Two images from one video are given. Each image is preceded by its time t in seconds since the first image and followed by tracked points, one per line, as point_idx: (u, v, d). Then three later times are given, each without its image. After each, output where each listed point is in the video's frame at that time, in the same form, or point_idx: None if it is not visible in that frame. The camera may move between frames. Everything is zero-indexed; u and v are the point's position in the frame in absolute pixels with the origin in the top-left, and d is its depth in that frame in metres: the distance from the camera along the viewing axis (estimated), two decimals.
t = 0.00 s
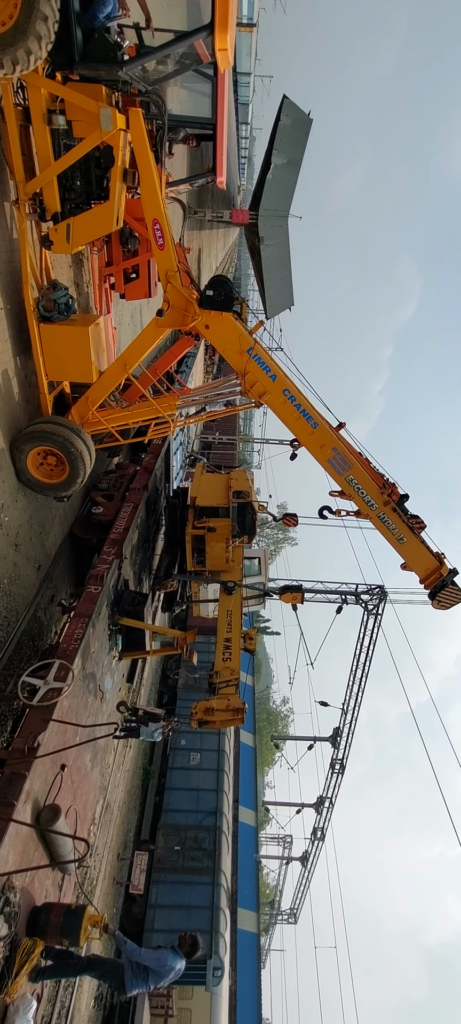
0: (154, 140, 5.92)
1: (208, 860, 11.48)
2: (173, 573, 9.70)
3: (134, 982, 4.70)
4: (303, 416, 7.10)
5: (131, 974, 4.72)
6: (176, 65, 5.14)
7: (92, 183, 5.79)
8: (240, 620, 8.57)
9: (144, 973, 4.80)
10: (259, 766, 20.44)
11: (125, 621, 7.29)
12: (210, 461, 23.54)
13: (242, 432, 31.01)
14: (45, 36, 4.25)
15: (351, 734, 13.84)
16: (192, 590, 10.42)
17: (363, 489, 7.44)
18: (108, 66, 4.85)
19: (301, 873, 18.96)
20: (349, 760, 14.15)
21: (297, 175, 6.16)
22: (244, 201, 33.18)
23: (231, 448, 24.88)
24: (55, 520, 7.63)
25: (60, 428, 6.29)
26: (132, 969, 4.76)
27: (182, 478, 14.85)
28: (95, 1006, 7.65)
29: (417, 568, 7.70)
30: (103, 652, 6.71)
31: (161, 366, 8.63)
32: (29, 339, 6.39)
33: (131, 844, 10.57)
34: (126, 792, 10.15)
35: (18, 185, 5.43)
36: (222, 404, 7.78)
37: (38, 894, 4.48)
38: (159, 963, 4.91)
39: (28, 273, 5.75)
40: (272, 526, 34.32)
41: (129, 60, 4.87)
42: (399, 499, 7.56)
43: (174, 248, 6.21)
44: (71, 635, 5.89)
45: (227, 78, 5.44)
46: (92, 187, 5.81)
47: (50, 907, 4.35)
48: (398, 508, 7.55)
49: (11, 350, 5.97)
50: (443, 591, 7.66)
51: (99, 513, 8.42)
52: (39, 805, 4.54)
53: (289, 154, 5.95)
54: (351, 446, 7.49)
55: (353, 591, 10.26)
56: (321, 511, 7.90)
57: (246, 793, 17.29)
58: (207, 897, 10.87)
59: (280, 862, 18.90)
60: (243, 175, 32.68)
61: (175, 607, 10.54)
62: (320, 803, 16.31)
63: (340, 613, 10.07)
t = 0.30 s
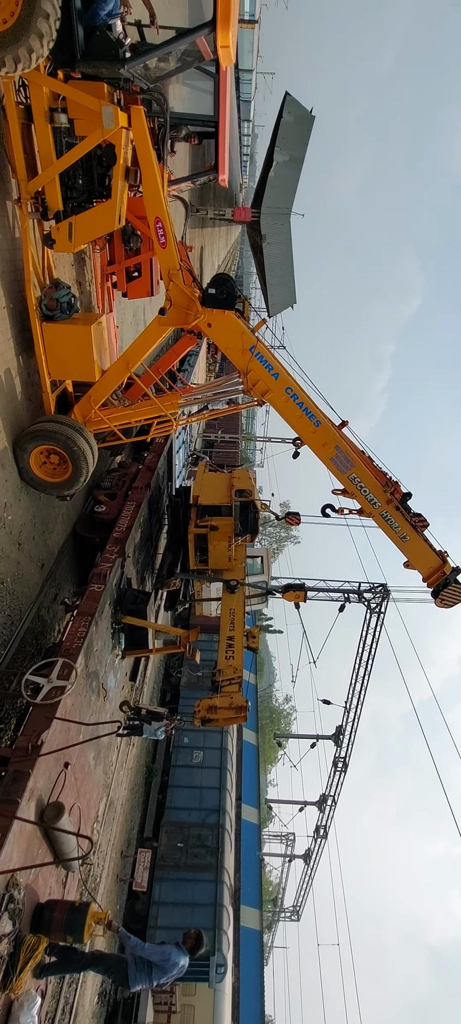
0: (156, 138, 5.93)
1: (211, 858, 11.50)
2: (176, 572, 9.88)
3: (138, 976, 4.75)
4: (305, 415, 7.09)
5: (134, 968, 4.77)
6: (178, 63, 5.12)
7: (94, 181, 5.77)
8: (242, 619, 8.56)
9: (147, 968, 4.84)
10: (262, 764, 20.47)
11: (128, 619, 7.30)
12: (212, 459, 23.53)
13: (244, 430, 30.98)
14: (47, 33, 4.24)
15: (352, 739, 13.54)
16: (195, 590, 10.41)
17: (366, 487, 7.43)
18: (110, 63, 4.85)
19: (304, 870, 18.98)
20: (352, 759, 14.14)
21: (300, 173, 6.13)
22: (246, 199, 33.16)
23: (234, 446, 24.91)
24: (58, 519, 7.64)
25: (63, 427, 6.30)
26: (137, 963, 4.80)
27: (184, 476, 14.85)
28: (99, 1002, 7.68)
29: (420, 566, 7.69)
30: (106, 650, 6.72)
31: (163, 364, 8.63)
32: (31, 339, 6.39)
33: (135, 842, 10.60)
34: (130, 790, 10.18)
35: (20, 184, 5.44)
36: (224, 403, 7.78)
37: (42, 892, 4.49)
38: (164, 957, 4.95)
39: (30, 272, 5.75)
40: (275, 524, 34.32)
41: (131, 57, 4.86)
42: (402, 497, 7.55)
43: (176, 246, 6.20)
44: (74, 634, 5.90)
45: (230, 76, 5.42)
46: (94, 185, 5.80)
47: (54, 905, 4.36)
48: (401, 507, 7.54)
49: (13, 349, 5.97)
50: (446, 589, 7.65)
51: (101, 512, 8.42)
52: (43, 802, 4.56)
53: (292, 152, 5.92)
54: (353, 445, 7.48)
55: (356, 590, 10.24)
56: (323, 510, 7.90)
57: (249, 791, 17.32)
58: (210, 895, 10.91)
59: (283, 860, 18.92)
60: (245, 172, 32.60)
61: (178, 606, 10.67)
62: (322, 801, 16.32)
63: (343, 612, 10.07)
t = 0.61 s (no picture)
0: (157, 138, 5.90)
1: (212, 857, 11.49)
2: (177, 572, 9.89)
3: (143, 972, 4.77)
4: (306, 414, 7.09)
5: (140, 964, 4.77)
6: (179, 63, 5.12)
7: (95, 181, 5.77)
8: (244, 618, 8.57)
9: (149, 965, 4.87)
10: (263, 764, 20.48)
11: (129, 619, 7.30)
12: (213, 459, 23.53)
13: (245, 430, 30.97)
14: (47, 33, 4.24)
15: (355, 740, 13.06)
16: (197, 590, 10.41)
17: (367, 487, 7.43)
18: (111, 63, 4.84)
19: (305, 870, 18.98)
20: (353, 758, 14.14)
21: (300, 172, 6.11)
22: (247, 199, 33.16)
23: (235, 446, 24.93)
24: (59, 519, 7.65)
25: (65, 427, 6.30)
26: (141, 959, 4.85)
27: (186, 476, 14.86)
28: (101, 1000, 7.70)
29: (421, 566, 7.68)
30: (108, 650, 6.72)
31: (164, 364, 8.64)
32: (32, 339, 6.39)
33: (136, 841, 10.62)
34: (131, 789, 10.19)
35: (21, 185, 5.45)
36: (225, 402, 7.78)
37: (44, 891, 4.50)
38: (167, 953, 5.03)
39: (31, 272, 5.75)
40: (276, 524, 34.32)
41: (131, 57, 4.85)
42: (403, 497, 7.54)
43: (177, 246, 6.20)
44: (75, 634, 5.91)
45: (231, 75, 5.42)
46: (95, 185, 5.79)
47: (56, 905, 4.37)
48: (402, 507, 7.53)
49: (15, 349, 5.97)
50: (447, 589, 7.65)
51: (103, 512, 8.43)
52: (44, 802, 4.56)
53: (293, 152, 5.90)
54: (354, 444, 7.48)
55: (357, 590, 10.24)
56: (325, 510, 7.89)
57: (251, 790, 17.33)
58: (212, 893, 10.93)
59: (284, 859, 18.91)
60: (246, 171, 32.59)
61: (179, 605, 10.69)
62: (323, 801, 16.31)
63: (344, 611, 10.06)
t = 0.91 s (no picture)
0: (158, 138, 5.89)
1: (213, 857, 11.49)
2: (179, 572, 9.87)
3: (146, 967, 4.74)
4: (308, 415, 7.09)
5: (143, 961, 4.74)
6: (180, 63, 5.13)
7: (97, 181, 5.78)
8: (245, 618, 8.56)
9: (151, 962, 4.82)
10: (264, 764, 20.47)
11: (131, 619, 7.30)
12: (214, 459, 23.52)
13: (246, 430, 30.96)
14: (49, 34, 4.24)
15: (356, 740, 13.07)
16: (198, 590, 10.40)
17: (368, 487, 7.43)
18: (112, 64, 4.85)
19: (306, 870, 18.98)
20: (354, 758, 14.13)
21: (302, 173, 6.11)
22: (249, 199, 33.18)
23: (236, 446, 24.93)
24: (60, 519, 7.65)
25: (67, 428, 6.30)
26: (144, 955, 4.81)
27: (187, 476, 14.86)
28: (102, 999, 7.71)
29: (423, 566, 7.68)
30: (109, 650, 6.72)
31: (166, 364, 8.65)
32: (34, 339, 6.40)
33: (137, 841, 10.62)
34: (133, 789, 10.20)
35: (23, 185, 5.45)
36: (226, 403, 7.78)
37: (46, 890, 4.50)
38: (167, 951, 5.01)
39: (33, 272, 5.76)
40: (277, 524, 34.32)
41: (133, 58, 4.85)
42: (405, 497, 7.53)
43: (178, 246, 6.20)
44: (77, 634, 5.91)
45: (232, 75, 5.43)
46: (97, 186, 5.80)
47: (57, 905, 4.37)
48: (404, 507, 7.52)
49: (16, 349, 5.98)
50: (449, 589, 7.64)
51: (104, 512, 8.43)
52: (46, 802, 4.56)
53: (294, 152, 5.89)
54: (356, 445, 7.47)
55: (359, 590, 10.23)
56: (326, 510, 7.89)
57: (252, 791, 17.33)
58: (213, 893, 10.94)
59: (285, 859, 18.90)
60: (247, 172, 32.61)
61: (181, 606, 10.68)
62: (325, 801, 16.30)
63: (346, 611, 10.05)
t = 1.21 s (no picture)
0: (159, 138, 5.89)
1: (214, 858, 11.49)
2: (179, 572, 9.88)
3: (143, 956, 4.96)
4: (309, 415, 7.09)
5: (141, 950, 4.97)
6: (181, 63, 5.15)
7: (98, 182, 5.78)
8: (246, 618, 8.57)
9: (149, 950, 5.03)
10: (265, 765, 20.46)
11: (131, 620, 7.31)
12: (215, 459, 23.52)
13: (247, 430, 30.93)
14: (51, 35, 4.25)
15: (356, 740, 13.06)
16: (199, 590, 10.40)
17: (369, 488, 7.43)
18: (114, 65, 4.85)
19: (307, 871, 18.95)
20: (355, 759, 14.11)
21: (303, 173, 6.11)
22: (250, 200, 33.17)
23: (237, 446, 24.94)
24: (61, 519, 7.66)
25: (68, 428, 6.30)
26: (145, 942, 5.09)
27: (188, 477, 14.87)
28: (102, 999, 7.70)
29: (424, 567, 7.67)
30: (110, 650, 6.73)
31: (167, 364, 8.66)
32: (35, 339, 6.40)
33: (138, 841, 10.62)
34: (133, 789, 10.20)
35: (24, 185, 5.45)
36: (227, 403, 7.78)
37: (47, 890, 4.51)
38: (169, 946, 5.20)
39: (34, 272, 5.76)
40: (278, 525, 34.31)
41: (134, 58, 4.86)
42: (406, 498, 7.52)
43: (180, 247, 6.20)
44: (78, 634, 5.92)
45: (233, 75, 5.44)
46: (98, 186, 5.80)
47: (58, 906, 4.37)
48: (405, 507, 7.51)
49: (18, 349, 5.99)
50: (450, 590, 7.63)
51: (105, 512, 8.44)
52: (47, 802, 4.57)
53: (295, 152, 5.88)
54: (357, 446, 7.47)
55: (359, 590, 10.23)
56: (327, 510, 7.90)
57: (252, 791, 17.32)
58: (213, 894, 10.94)
59: (286, 860, 18.88)
60: (248, 172, 32.62)
61: (182, 606, 10.68)
62: (325, 801, 16.28)
63: (347, 612, 10.05)
